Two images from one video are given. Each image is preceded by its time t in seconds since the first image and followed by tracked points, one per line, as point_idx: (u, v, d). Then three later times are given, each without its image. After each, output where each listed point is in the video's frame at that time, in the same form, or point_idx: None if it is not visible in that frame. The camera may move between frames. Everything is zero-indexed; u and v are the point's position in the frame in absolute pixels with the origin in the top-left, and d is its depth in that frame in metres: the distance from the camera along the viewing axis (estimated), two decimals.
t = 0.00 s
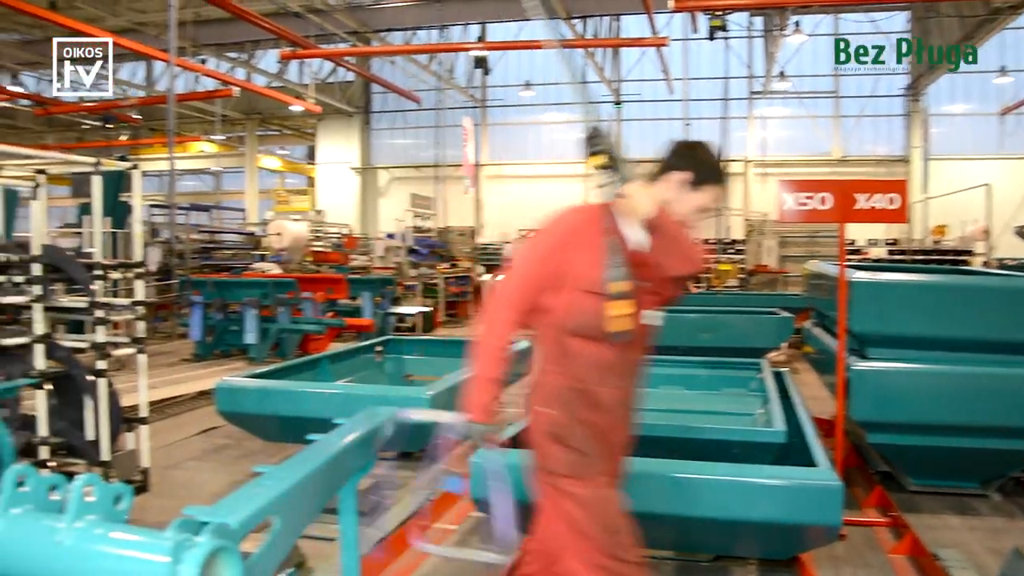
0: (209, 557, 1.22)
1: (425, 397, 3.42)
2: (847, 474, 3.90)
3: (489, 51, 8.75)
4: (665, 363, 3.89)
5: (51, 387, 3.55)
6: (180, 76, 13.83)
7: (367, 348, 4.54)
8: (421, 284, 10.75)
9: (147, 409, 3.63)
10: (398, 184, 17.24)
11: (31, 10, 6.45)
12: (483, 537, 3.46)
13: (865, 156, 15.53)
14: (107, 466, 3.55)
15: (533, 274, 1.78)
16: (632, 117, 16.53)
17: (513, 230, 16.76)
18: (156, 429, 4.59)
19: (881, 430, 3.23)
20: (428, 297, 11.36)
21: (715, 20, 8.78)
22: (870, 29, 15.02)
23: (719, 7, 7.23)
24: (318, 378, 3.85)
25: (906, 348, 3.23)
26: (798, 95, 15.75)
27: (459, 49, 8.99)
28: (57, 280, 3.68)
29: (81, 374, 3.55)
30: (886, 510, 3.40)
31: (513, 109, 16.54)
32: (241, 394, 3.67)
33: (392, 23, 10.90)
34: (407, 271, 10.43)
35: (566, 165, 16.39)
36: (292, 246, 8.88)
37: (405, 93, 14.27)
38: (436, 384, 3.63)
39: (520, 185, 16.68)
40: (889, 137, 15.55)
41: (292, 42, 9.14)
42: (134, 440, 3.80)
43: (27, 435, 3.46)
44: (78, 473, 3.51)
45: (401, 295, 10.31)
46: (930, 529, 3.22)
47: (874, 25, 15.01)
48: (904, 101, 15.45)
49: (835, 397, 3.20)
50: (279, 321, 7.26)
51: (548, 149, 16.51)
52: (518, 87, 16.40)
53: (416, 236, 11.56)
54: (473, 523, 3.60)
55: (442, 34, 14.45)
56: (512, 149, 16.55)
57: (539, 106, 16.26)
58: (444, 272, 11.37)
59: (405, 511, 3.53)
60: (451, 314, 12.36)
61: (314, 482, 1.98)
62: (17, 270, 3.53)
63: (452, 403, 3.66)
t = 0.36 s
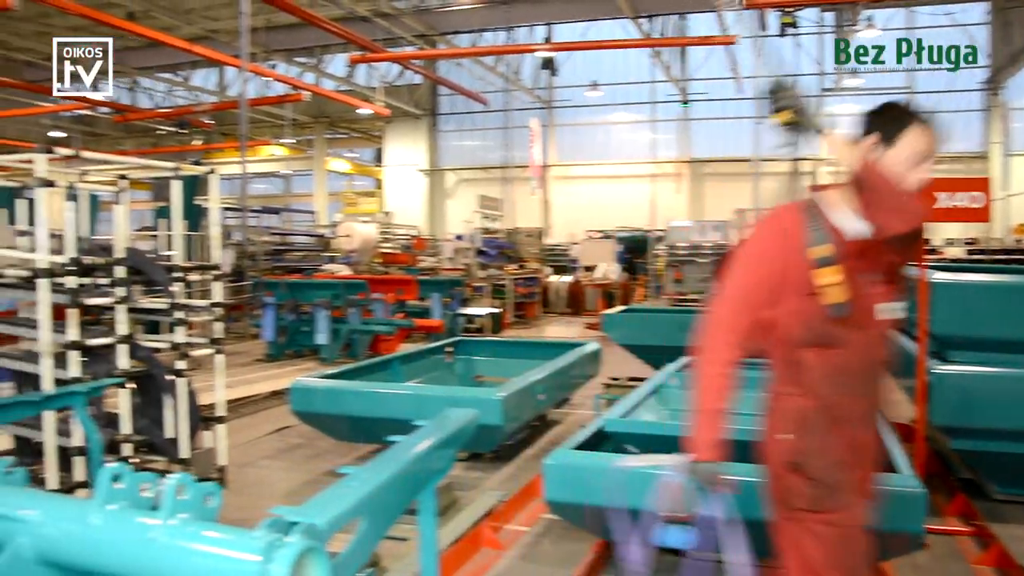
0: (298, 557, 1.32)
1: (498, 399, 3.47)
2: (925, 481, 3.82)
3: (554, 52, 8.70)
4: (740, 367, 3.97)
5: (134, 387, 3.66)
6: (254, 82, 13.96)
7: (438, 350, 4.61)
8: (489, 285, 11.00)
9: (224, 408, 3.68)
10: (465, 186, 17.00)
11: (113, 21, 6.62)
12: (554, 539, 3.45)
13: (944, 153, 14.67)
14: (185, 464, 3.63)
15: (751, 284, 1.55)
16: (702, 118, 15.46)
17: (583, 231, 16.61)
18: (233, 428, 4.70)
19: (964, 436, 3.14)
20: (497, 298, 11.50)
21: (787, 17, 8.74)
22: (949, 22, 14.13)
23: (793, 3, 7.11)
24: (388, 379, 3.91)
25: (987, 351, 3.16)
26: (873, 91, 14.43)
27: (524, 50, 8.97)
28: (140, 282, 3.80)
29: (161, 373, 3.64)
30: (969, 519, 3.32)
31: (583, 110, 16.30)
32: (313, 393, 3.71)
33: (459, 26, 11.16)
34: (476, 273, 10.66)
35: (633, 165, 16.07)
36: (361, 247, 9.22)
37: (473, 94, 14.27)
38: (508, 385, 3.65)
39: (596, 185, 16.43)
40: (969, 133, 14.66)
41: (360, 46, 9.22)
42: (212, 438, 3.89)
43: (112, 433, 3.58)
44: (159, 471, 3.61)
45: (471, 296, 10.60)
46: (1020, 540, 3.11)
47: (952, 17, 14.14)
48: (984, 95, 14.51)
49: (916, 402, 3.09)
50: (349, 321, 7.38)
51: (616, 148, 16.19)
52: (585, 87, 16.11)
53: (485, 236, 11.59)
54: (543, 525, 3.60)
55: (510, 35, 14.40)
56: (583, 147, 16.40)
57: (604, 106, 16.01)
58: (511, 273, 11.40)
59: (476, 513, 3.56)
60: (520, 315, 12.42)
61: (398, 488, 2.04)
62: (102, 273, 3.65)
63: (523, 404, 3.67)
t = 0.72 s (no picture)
0: (391, 560, 1.37)
1: (571, 403, 3.46)
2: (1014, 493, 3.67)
3: (623, 54, 8.66)
4: (818, 374, 3.98)
5: (216, 388, 3.75)
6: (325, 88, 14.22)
7: (510, 353, 4.69)
8: (559, 288, 10.84)
9: (301, 409, 3.74)
10: (534, 189, 17.03)
11: (192, 31, 6.82)
12: (628, 544, 3.42)
13: None
14: (263, 464, 3.70)
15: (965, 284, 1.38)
16: (773, 118, 15.22)
17: (653, 234, 16.43)
18: (310, 428, 4.80)
19: None
20: (566, 301, 11.49)
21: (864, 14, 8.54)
22: None
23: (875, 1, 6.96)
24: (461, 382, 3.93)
25: None
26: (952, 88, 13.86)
27: (592, 52, 8.94)
28: (221, 285, 3.90)
29: (240, 374, 3.71)
30: None
31: (652, 112, 16.20)
32: (387, 395, 3.75)
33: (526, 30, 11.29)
34: (547, 276, 10.57)
35: (703, 167, 15.85)
36: (431, 250, 9.51)
37: (542, 96, 14.31)
38: (581, 389, 3.63)
39: (669, 187, 16.21)
40: None
41: (431, 51, 9.31)
42: (289, 439, 3.97)
43: (194, 431, 3.67)
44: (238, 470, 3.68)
45: (540, 300, 10.57)
46: None
47: None
48: None
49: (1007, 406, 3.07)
50: (421, 324, 7.53)
51: (684, 150, 16.00)
52: (655, 88, 16.03)
53: (555, 239, 11.51)
54: (617, 530, 3.57)
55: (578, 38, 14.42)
56: (651, 149, 16.23)
57: (673, 107, 15.89)
58: (582, 276, 11.18)
59: (550, 516, 3.56)
60: (590, 319, 12.36)
61: (484, 489, 2.03)
62: (185, 276, 3.74)
63: (595, 408, 3.63)
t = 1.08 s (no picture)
0: (468, 563, 1.25)
1: (639, 406, 3.43)
2: None
3: (687, 53, 8.56)
4: (892, 380, 3.90)
5: (286, 389, 3.81)
6: (388, 91, 14.40)
7: (576, 355, 4.70)
8: (623, 290, 10.81)
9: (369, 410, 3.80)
10: (597, 191, 17.03)
11: (260, 39, 6.95)
12: (695, 550, 3.38)
13: None
14: (332, 464, 3.76)
15: None
16: (841, 117, 14.98)
17: (718, 235, 16.25)
18: (378, 428, 4.88)
19: None
20: (631, 303, 11.46)
21: (939, 7, 8.31)
22: None
23: None
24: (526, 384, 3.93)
25: None
26: None
27: (655, 52, 8.88)
28: (292, 287, 3.98)
29: (311, 375, 3.77)
30: None
31: (716, 112, 16.03)
32: (454, 397, 3.80)
33: (590, 31, 11.31)
34: (611, 278, 10.55)
35: (769, 167, 15.62)
36: (495, 252, 9.67)
37: (605, 98, 14.29)
38: (648, 391, 3.60)
39: (734, 188, 16.00)
40: None
41: (494, 53, 9.35)
42: (358, 439, 4.03)
43: (267, 430, 3.75)
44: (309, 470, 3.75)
45: (604, 302, 10.56)
46: None
47: None
48: None
49: None
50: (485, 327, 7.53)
51: (749, 150, 15.79)
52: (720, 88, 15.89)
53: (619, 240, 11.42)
54: (683, 535, 3.54)
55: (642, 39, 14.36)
56: (715, 149, 16.06)
57: (739, 107, 15.69)
58: (647, 277, 11.15)
59: (616, 520, 3.54)
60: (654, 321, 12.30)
61: (554, 495, 1.89)
62: (257, 278, 3.82)
63: (661, 412, 3.60)
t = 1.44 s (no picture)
0: (535, 563, 1.25)
1: (698, 407, 3.38)
2: None
3: (743, 50, 8.46)
4: (959, 381, 3.80)
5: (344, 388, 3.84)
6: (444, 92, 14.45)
7: (632, 356, 4.70)
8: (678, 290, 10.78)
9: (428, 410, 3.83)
10: (651, 190, 16.95)
11: (316, 42, 7.01)
12: (754, 552, 3.35)
13: None
14: (390, 463, 3.79)
15: None
16: (901, 113, 14.69)
17: (774, 234, 16.09)
18: (434, 428, 4.92)
19: None
20: (687, 303, 11.45)
21: None
22: None
23: None
24: (581, 384, 3.92)
25: None
26: None
27: (711, 50, 8.80)
28: (350, 287, 4.00)
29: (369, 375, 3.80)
30: None
31: (772, 109, 15.85)
32: (511, 397, 3.81)
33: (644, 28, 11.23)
34: (667, 278, 10.53)
35: (826, 164, 15.42)
36: (550, 252, 9.74)
37: (659, 97, 14.25)
38: (706, 392, 3.55)
39: (790, 186, 15.84)
40: None
41: (548, 53, 9.35)
42: (415, 438, 4.07)
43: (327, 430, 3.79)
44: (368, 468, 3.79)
45: (659, 302, 10.53)
46: None
47: None
48: None
49: None
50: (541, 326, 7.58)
51: (805, 147, 15.59)
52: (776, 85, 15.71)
53: (675, 239, 11.31)
54: (743, 537, 3.51)
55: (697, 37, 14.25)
56: (771, 147, 15.88)
57: (795, 104, 15.53)
58: (703, 277, 11.10)
59: (674, 522, 3.50)
60: (710, 322, 12.24)
61: (615, 498, 1.87)
62: (317, 279, 3.86)
63: (717, 413, 3.54)
